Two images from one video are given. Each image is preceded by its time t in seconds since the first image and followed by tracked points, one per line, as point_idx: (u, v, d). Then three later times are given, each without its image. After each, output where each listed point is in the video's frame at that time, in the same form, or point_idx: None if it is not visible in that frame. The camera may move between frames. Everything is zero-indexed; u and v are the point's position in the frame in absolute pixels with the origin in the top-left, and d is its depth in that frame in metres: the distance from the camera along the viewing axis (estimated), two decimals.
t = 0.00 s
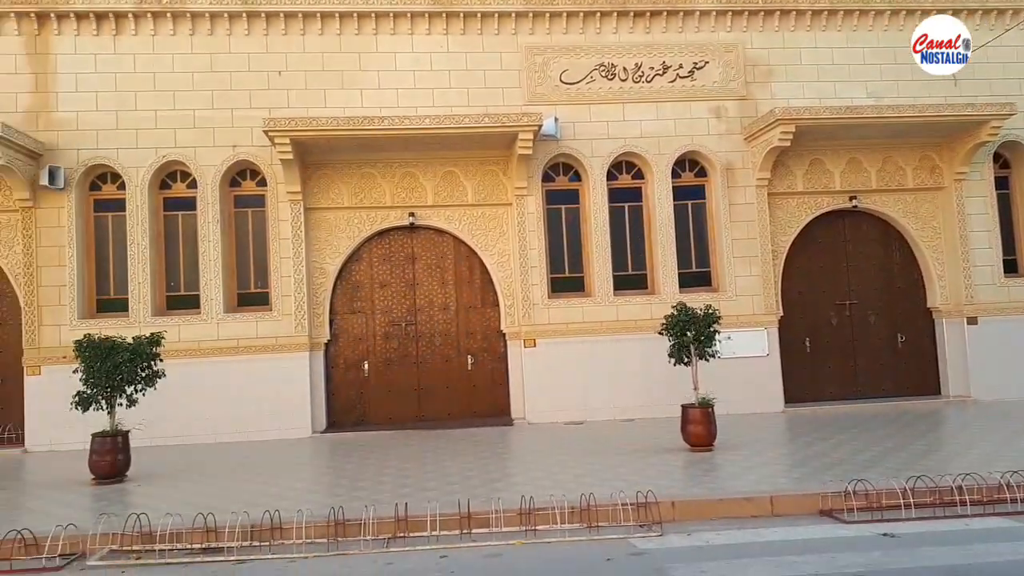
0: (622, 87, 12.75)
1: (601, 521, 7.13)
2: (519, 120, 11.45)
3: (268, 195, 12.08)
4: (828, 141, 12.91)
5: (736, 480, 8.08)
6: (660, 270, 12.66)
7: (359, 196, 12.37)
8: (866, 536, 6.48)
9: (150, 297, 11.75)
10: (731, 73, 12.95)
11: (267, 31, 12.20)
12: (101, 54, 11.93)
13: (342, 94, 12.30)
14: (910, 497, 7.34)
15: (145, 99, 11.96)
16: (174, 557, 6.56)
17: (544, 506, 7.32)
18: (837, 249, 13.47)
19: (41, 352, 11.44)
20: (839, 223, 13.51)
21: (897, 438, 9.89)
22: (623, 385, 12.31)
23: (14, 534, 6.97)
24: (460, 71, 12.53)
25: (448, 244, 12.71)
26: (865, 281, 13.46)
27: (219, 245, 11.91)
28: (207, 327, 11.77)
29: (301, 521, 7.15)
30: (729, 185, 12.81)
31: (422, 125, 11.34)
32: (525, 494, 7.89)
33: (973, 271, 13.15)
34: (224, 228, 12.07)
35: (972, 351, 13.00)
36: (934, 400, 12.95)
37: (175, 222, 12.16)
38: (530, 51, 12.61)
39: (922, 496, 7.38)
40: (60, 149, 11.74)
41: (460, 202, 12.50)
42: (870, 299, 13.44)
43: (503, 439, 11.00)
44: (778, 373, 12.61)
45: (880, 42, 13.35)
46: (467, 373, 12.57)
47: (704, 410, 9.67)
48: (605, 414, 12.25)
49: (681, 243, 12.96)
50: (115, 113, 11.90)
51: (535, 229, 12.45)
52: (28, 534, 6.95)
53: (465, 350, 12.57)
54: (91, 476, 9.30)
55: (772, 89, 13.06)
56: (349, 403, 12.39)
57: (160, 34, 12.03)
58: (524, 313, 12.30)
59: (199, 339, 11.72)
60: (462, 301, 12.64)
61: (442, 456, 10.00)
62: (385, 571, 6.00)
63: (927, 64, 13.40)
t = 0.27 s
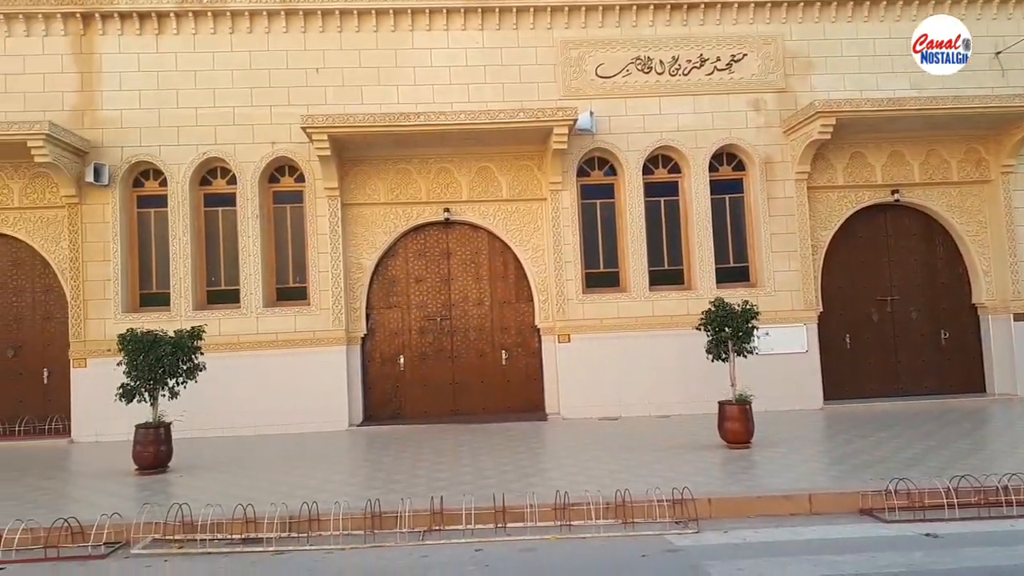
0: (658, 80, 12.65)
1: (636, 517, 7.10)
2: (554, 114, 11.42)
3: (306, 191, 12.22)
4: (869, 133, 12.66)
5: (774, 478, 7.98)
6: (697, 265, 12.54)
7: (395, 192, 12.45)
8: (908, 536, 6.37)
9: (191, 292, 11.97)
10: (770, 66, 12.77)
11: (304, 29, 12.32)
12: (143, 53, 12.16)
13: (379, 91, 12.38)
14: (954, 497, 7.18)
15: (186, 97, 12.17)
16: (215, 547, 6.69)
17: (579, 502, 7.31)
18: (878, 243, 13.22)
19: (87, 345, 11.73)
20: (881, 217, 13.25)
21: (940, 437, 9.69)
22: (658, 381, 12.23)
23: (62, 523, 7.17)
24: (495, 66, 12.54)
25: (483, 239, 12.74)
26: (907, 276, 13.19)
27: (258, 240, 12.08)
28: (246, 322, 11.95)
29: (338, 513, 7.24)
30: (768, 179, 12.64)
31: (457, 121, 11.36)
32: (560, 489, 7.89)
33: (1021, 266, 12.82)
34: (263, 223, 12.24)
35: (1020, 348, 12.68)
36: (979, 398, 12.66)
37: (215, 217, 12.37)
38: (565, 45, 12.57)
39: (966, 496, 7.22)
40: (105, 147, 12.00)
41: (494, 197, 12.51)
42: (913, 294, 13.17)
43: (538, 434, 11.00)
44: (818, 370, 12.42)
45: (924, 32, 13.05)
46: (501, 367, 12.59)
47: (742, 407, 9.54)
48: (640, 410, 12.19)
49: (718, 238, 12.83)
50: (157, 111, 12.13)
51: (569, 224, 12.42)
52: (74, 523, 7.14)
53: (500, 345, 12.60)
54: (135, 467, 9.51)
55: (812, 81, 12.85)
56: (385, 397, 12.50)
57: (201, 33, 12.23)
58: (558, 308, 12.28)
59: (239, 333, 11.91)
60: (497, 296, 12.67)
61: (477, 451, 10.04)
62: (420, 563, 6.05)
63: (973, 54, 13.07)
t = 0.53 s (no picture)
0: (693, 81, 12.55)
1: (672, 521, 7.05)
2: (587, 116, 11.39)
3: (342, 194, 12.34)
4: (909, 133, 12.44)
5: (813, 483, 7.87)
6: (732, 267, 12.42)
7: (428, 195, 12.51)
8: (952, 544, 6.24)
9: (229, 294, 12.15)
10: (806, 65, 12.60)
11: (339, 34, 12.45)
12: (182, 59, 12.38)
13: (413, 94, 12.45)
14: (1000, 505, 7.02)
15: (224, 102, 12.36)
16: (253, 546, 6.78)
17: (614, 505, 7.28)
18: (919, 244, 12.98)
19: (128, 347, 11.96)
20: (921, 217, 13.01)
21: (984, 442, 9.48)
22: (693, 384, 12.13)
23: (105, 520, 7.32)
24: (528, 68, 12.54)
25: (516, 242, 12.75)
26: (949, 278, 12.93)
27: (294, 243, 12.23)
28: (282, 323, 12.10)
29: (374, 513, 7.29)
30: (804, 180, 12.48)
31: (491, 123, 11.38)
32: (595, 492, 7.86)
33: None
34: (299, 226, 12.38)
35: None
36: None
37: (252, 220, 12.54)
38: (599, 47, 12.54)
39: (1012, 504, 7.06)
40: (145, 151, 12.24)
41: (527, 199, 12.52)
42: (955, 297, 12.90)
43: (572, 436, 10.98)
44: (856, 374, 12.23)
45: (966, 29, 12.78)
46: (535, 370, 12.59)
47: (779, 412, 9.43)
48: (675, 413, 12.10)
49: (754, 239, 12.69)
50: (196, 116, 12.33)
51: (602, 226, 12.38)
52: (117, 521, 7.29)
53: (533, 347, 12.60)
54: (175, 466, 9.68)
55: (849, 80, 12.66)
56: (419, 399, 12.57)
57: (238, 39, 12.42)
58: (592, 311, 12.24)
59: (275, 335, 12.06)
60: (530, 298, 12.67)
61: (511, 453, 10.04)
62: (456, 564, 6.07)
63: (1017, 51, 12.78)
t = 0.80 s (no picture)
0: (736, 72, 12.39)
1: (715, 517, 6.99)
2: (628, 109, 11.31)
3: (383, 190, 12.46)
4: (961, 122, 12.11)
5: (860, 480, 7.73)
6: (776, 261, 12.24)
7: (469, 190, 12.56)
8: (1005, 543, 6.07)
9: (274, 289, 12.35)
10: (853, 54, 12.35)
11: (381, 31, 12.56)
12: (228, 58, 12.61)
13: (453, 90, 12.51)
14: None
15: (268, 100, 12.56)
16: (298, 536, 6.90)
17: (656, 500, 7.24)
18: (971, 236, 12.63)
19: (177, 340, 12.24)
20: (973, 209, 12.66)
21: None
22: (736, 379, 11.99)
23: (156, 509, 7.51)
24: (569, 61, 12.50)
25: (556, 236, 12.73)
26: (1003, 271, 12.56)
27: (337, 238, 12.38)
28: (326, 318, 12.26)
29: (416, 505, 7.36)
30: (851, 171, 12.23)
31: (530, 118, 11.37)
32: (636, 487, 7.82)
33: None
34: (341, 222, 12.53)
35: None
36: None
37: (296, 216, 12.73)
38: (639, 39, 12.44)
39: None
40: (193, 149, 12.50)
41: (568, 193, 12.49)
42: (1009, 290, 12.53)
43: (613, 431, 10.93)
44: (905, 369, 11.96)
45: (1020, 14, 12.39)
46: (575, 364, 12.57)
47: (824, 407, 9.28)
48: (718, 409, 11.98)
49: (799, 232, 12.48)
50: (241, 114, 12.55)
51: (643, 220, 12.30)
52: (168, 509, 7.48)
53: (573, 342, 12.57)
54: (222, 457, 9.89)
55: (898, 69, 12.36)
56: (460, 393, 12.63)
57: (282, 37, 12.61)
58: (633, 305, 12.17)
59: (319, 329, 12.23)
60: (570, 292, 12.65)
61: (552, 447, 10.04)
62: (497, 557, 6.10)
63: None
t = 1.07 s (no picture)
0: (776, 64, 12.20)
1: (755, 516, 6.92)
2: (666, 103, 11.21)
3: (421, 187, 12.52)
4: (1010, 113, 11.79)
5: (905, 480, 7.59)
6: (818, 256, 12.05)
7: (505, 186, 12.57)
8: None
9: (314, 286, 12.50)
10: (897, 45, 12.08)
11: (418, 28, 12.61)
12: (267, 58, 12.78)
13: (490, 86, 12.52)
14: None
15: (308, 99, 12.70)
16: (339, 530, 6.99)
17: (696, 498, 7.19)
18: (1020, 231, 12.30)
19: (220, 336, 12.46)
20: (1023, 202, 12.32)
21: None
22: (776, 376, 11.84)
23: (201, 502, 7.67)
24: (606, 56, 12.43)
25: (592, 232, 12.69)
26: None
27: (376, 235, 12.49)
28: (365, 314, 12.38)
29: (454, 500, 7.41)
30: (895, 165, 11.98)
31: (567, 113, 11.33)
32: (675, 485, 7.77)
33: None
34: (380, 219, 12.64)
35: None
36: None
37: (336, 214, 12.86)
38: (677, 32, 12.32)
39: None
40: (234, 148, 12.69)
41: (605, 188, 12.43)
42: None
43: (651, 428, 10.88)
44: (951, 367, 11.70)
45: None
46: (612, 361, 12.52)
47: (868, 405, 9.10)
48: (758, 406, 11.84)
49: (841, 227, 12.27)
50: (281, 113, 12.71)
51: (681, 215, 12.19)
52: (212, 502, 7.63)
53: (611, 338, 12.53)
54: (265, 451, 10.05)
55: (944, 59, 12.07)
56: (497, 389, 12.67)
57: (321, 36, 12.73)
58: (671, 301, 12.09)
59: (358, 325, 12.36)
60: (607, 288, 12.60)
61: (589, 444, 10.03)
62: (535, 554, 6.11)
63: None
